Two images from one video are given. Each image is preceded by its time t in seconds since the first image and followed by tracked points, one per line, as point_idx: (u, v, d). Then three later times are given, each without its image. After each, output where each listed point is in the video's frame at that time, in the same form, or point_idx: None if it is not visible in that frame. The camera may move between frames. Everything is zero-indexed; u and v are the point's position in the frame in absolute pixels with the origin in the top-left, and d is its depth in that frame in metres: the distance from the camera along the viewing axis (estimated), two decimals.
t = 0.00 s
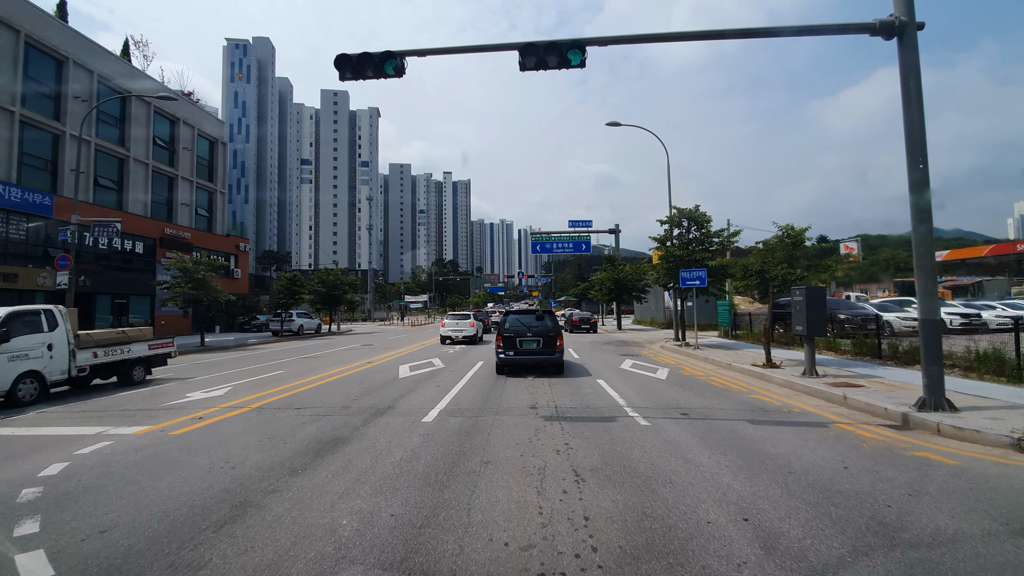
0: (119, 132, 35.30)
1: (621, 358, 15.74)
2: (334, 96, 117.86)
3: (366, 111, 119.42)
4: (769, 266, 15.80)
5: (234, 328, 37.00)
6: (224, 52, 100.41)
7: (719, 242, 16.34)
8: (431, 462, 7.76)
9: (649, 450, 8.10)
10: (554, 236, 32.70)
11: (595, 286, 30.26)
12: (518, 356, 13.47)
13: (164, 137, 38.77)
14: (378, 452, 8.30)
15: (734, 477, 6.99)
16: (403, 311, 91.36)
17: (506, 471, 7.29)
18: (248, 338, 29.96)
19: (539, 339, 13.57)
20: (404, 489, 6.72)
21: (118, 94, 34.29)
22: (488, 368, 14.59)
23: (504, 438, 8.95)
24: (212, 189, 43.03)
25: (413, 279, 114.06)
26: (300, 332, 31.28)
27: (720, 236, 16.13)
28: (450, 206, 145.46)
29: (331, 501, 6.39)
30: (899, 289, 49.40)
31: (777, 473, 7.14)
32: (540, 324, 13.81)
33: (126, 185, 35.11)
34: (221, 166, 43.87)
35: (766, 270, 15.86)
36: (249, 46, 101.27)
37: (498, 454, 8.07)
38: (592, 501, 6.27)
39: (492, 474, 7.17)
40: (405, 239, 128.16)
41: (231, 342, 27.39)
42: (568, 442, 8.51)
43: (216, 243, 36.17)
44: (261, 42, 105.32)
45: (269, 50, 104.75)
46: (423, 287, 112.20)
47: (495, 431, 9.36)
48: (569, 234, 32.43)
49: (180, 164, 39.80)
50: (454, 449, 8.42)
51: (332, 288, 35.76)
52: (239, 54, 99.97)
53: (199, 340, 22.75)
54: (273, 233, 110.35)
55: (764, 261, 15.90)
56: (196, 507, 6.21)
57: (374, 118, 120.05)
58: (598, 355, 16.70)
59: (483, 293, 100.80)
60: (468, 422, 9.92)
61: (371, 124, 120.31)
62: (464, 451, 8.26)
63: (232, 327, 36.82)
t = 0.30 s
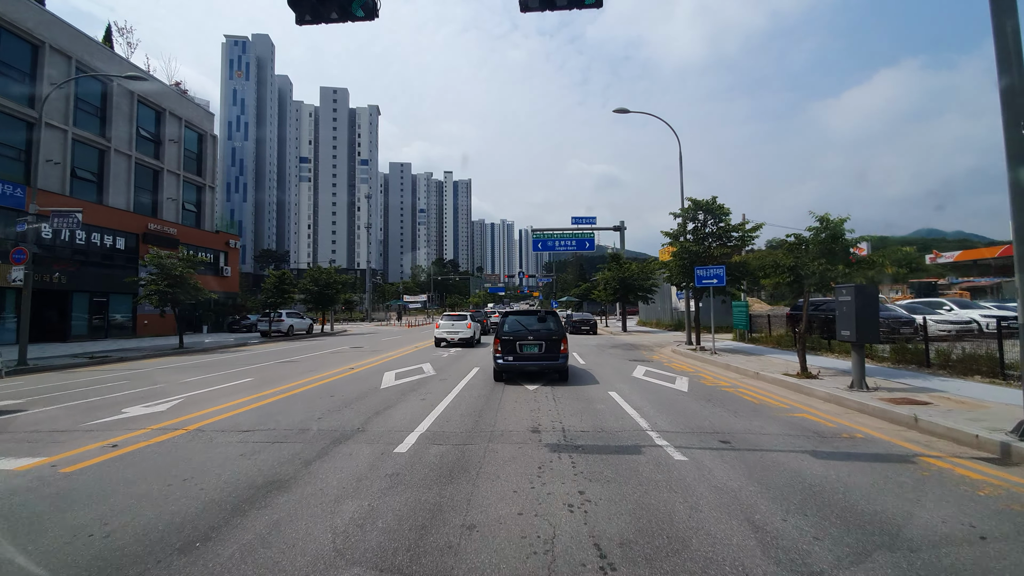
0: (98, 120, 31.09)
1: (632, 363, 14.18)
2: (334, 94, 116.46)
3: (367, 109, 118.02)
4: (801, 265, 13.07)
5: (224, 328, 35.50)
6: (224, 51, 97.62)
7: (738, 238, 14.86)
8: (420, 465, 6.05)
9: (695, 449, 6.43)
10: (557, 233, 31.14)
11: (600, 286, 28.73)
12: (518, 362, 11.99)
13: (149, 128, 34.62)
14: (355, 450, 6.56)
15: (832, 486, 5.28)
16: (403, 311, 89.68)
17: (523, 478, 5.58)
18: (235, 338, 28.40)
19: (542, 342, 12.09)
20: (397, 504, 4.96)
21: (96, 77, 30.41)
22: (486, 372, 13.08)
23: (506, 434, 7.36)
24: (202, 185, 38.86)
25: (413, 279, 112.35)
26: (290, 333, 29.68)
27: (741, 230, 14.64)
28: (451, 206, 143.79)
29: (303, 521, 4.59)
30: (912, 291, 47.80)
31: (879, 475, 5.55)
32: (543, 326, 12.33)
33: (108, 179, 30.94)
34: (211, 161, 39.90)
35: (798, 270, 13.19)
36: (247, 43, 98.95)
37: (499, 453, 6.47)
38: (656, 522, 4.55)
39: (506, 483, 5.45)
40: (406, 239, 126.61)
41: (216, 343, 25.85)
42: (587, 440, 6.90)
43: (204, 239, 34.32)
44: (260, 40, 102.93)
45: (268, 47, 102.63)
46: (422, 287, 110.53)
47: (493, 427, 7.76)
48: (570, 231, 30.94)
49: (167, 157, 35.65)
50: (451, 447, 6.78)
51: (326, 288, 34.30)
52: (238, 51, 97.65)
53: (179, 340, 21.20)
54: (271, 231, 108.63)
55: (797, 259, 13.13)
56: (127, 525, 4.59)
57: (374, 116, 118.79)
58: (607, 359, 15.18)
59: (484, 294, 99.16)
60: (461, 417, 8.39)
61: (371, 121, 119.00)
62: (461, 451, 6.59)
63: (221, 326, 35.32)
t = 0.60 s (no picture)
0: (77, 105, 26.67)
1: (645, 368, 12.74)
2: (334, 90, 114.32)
3: (367, 106, 116.09)
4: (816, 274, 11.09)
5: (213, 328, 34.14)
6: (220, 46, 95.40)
7: (760, 231, 13.45)
8: (383, 528, 4.59)
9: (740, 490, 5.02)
10: (559, 228, 29.70)
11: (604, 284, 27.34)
12: (519, 368, 10.64)
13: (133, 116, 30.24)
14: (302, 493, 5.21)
15: (952, 565, 3.87)
16: (400, 310, 88.11)
17: (524, 554, 4.13)
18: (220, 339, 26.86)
19: (545, 345, 10.72)
20: None
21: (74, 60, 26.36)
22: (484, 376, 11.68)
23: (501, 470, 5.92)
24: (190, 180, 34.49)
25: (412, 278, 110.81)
26: (279, 334, 28.11)
27: (762, 221, 13.25)
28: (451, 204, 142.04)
29: None
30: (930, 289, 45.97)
31: (1020, 543, 4.12)
32: (547, 328, 10.95)
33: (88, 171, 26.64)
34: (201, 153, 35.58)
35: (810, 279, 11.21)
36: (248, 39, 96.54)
37: (493, 504, 5.04)
38: None
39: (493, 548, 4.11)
40: (405, 237, 125.10)
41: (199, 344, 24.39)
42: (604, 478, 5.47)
43: (193, 236, 32.81)
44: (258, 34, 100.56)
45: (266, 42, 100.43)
46: (422, 286, 109.04)
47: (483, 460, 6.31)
48: (574, 226, 29.49)
49: (153, 149, 31.33)
50: (432, 494, 5.33)
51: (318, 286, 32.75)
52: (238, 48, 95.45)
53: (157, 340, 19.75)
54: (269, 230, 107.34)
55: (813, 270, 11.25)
56: None
57: (373, 113, 116.85)
58: (619, 363, 13.72)
59: (483, 293, 97.55)
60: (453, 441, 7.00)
61: (371, 118, 117.07)
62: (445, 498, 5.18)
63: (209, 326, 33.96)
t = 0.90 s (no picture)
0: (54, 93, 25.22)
1: (657, 371, 11.39)
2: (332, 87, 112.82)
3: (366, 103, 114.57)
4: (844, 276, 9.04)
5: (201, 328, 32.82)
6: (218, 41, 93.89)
7: (785, 223, 12.12)
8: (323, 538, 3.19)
9: (832, 507, 3.70)
10: (560, 224, 28.41)
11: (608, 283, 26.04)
12: (518, 375, 9.21)
13: (116, 107, 28.67)
14: (246, 490, 3.93)
15: None
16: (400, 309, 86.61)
17: None
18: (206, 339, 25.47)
19: (548, 348, 9.28)
20: None
21: (51, 46, 24.96)
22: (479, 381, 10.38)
23: (505, 466, 4.62)
24: (178, 175, 32.81)
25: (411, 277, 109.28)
26: (268, 334, 26.66)
27: (787, 211, 11.89)
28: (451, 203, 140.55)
29: None
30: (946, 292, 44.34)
31: None
32: (551, 329, 9.52)
33: (68, 162, 25.34)
34: (189, 148, 33.74)
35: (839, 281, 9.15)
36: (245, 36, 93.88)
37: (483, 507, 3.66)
38: None
39: (500, 565, 2.85)
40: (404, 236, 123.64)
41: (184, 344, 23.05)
42: (643, 479, 4.19)
43: (182, 233, 31.53)
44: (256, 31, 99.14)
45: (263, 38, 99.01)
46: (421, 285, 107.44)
47: (483, 455, 5.01)
48: (576, 222, 28.22)
49: (137, 142, 29.66)
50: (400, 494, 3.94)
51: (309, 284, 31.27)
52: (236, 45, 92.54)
53: (133, 340, 18.40)
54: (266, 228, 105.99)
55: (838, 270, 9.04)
56: None
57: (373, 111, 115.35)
58: (629, 367, 12.38)
59: (484, 292, 96.06)
60: (444, 436, 5.70)
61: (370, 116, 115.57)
62: (440, 494, 3.88)
63: (197, 326, 32.63)
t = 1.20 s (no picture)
0: (33, 84, 24.06)
1: (672, 378, 10.29)
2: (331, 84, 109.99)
3: (366, 102, 113.11)
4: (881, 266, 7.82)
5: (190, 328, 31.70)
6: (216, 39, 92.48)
7: (813, 213, 10.96)
8: None
9: None
10: (562, 221, 27.23)
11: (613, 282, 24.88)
12: (518, 383, 8.01)
13: (99, 100, 27.51)
14: (133, 565, 2.83)
15: None
16: (400, 310, 85.51)
17: None
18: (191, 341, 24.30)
19: (551, 353, 8.09)
20: None
21: (30, 34, 23.76)
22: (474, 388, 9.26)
23: (499, 514, 3.48)
24: (166, 170, 31.65)
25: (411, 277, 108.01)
26: (257, 335, 25.46)
27: (814, 199, 10.75)
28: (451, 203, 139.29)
29: None
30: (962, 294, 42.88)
31: None
32: (554, 331, 8.33)
33: (47, 157, 24.25)
34: (178, 143, 32.56)
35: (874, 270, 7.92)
36: (243, 34, 91.68)
37: None
38: None
39: None
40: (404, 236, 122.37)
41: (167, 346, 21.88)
42: (685, 540, 3.07)
43: (170, 231, 30.36)
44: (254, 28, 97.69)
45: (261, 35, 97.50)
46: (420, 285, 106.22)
47: (471, 493, 3.87)
48: (580, 219, 27.04)
49: (122, 136, 28.49)
50: (356, 566, 2.85)
51: (302, 283, 30.05)
52: (234, 43, 90.09)
53: (107, 343, 17.24)
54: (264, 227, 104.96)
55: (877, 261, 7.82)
56: None
57: (372, 109, 113.77)
58: (640, 372, 11.25)
59: (484, 292, 94.82)
60: (425, 464, 4.54)
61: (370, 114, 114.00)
62: (403, 570, 2.77)
63: (186, 326, 31.52)
